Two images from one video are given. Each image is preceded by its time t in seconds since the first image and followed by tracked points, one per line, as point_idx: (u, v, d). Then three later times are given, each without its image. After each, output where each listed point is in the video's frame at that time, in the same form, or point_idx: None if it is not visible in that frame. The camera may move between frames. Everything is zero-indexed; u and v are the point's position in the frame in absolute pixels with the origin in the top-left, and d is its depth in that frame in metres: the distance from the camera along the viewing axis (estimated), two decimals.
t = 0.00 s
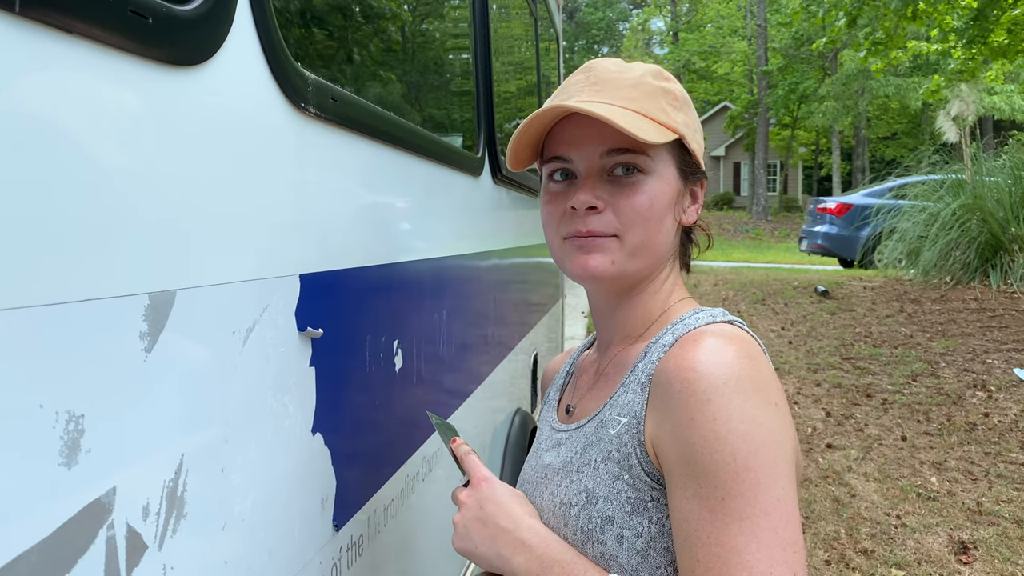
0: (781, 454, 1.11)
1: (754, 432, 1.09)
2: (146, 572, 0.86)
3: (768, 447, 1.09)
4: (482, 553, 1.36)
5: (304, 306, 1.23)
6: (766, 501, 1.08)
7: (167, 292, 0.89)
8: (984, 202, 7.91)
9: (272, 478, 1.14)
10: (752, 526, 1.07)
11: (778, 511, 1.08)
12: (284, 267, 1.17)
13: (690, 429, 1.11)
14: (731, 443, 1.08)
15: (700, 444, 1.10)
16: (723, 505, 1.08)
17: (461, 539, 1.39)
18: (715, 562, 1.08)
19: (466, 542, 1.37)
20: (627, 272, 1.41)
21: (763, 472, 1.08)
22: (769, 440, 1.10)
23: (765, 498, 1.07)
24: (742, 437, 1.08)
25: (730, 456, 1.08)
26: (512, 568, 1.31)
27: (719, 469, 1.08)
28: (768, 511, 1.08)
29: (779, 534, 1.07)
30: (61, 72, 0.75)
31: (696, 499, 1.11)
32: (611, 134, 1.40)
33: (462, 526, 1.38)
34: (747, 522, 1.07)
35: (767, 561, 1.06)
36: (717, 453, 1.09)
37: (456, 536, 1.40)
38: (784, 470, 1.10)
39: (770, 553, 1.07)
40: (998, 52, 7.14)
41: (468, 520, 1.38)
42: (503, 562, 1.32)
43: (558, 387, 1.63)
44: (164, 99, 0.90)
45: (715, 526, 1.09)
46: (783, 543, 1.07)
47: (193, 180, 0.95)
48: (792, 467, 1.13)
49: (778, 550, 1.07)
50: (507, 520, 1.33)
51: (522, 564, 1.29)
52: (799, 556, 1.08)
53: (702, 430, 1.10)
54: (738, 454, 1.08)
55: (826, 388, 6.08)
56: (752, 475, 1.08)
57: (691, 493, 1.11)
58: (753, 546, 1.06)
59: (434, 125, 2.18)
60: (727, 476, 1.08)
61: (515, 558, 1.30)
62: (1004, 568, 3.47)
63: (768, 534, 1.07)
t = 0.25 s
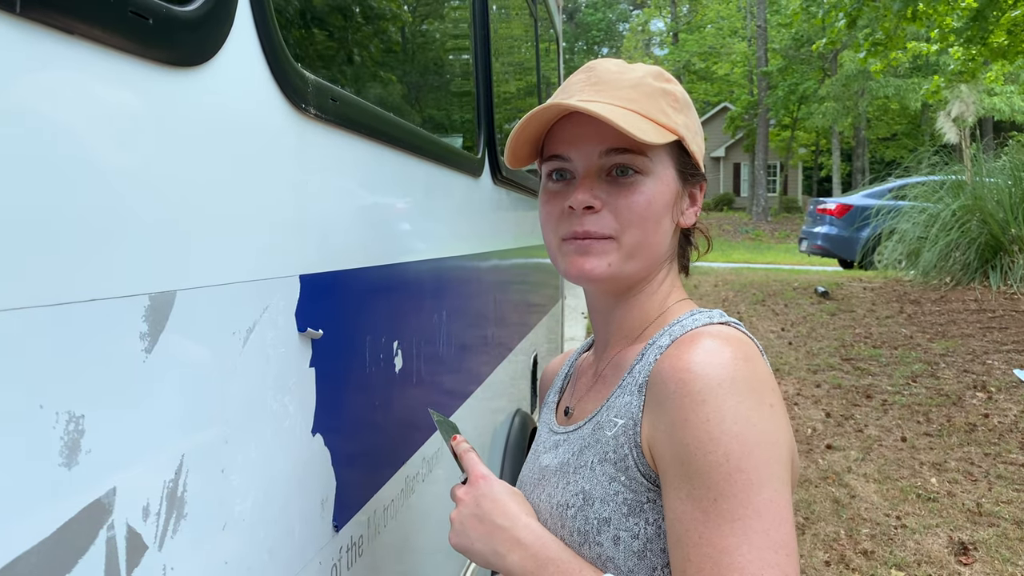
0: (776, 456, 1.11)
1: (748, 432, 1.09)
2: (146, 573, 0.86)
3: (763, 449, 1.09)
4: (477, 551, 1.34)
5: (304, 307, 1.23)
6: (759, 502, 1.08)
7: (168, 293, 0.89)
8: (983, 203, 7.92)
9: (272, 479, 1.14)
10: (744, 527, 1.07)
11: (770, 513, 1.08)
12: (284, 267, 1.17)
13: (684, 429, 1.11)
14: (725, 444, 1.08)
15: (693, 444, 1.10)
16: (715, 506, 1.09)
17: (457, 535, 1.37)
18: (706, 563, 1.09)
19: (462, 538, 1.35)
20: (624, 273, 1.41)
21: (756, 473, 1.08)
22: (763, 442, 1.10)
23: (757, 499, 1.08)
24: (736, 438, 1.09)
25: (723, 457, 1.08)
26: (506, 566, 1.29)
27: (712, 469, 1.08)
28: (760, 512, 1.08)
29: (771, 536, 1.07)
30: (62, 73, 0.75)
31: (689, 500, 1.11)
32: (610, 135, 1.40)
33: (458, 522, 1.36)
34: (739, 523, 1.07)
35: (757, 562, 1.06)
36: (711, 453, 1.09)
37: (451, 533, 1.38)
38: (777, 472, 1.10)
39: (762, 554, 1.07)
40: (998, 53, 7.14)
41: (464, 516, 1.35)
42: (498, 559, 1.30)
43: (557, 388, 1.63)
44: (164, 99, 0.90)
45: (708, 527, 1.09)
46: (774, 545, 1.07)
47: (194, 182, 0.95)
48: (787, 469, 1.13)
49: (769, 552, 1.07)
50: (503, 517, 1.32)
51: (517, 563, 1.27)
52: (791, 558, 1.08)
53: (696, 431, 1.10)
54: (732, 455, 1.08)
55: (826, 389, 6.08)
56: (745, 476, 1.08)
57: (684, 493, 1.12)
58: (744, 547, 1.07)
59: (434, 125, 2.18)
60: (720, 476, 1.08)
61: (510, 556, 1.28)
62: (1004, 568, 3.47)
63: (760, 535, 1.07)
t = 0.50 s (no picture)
0: (773, 455, 1.10)
1: (744, 431, 1.09)
2: (149, 572, 0.86)
3: (759, 448, 1.09)
4: (477, 545, 1.35)
5: (305, 308, 1.23)
6: (754, 500, 1.08)
7: (170, 293, 0.89)
8: (984, 204, 7.93)
9: (274, 478, 1.15)
10: (739, 525, 1.07)
11: (766, 512, 1.08)
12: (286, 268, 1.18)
13: (681, 428, 1.12)
14: (721, 442, 1.09)
15: (690, 443, 1.10)
16: (711, 504, 1.09)
17: (458, 529, 1.39)
18: (700, 561, 1.09)
19: (462, 532, 1.36)
20: (624, 274, 1.42)
21: (751, 472, 1.08)
22: (760, 441, 1.10)
23: (753, 498, 1.08)
24: (733, 436, 1.09)
25: (720, 455, 1.08)
26: (505, 560, 1.29)
27: (708, 468, 1.09)
28: (755, 510, 1.08)
29: (766, 535, 1.07)
30: (66, 75, 0.76)
31: (685, 497, 1.11)
32: (610, 136, 1.40)
33: (459, 517, 1.38)
34: (733, 521, 1.07)
35: (751, 561, 1.06)
36: (707, 451, 1.09)
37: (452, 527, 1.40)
38: (774, 472, 1.10)
39: (755, 554, 1.06)
40: (999, 54, 7.14)
41: (465, 510, 1.38)
42: (496, 553, 1.31)
43: (558, 390, 1.64)
44: (166, 100, 0.90)
45: (702, 525, 1.09)
46: (769, 545, 1.07)
47: (196, 183, 0.95)
48: (784, 469, 1.12)
49: (764, 551, 1.07)
50: (501, 511, 1.33)
51: (515, 558, 1.27)
52: (785, 559, 1.08)
53: (693, 429, 1.10)
54: (728, 453, 1.08)
55: (826, 390, 6.08)
56: (741, 475, 1.08)
57: (680, 491, 1.12)
58: (738, 545, 1.07)
59: (435, 126, 2.19)
60: (716, 475, 1.09)
61: (508, 551, 1.29)
62: (1004, 569, 3.47)
63: (754, 535, 1.07)
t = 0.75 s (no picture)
0: (768, 462, 1.11)
1: (741, 436, 1.09)
2: (150, 573, 0.86)
3: (754, 454, 1.10)
4: (468, 532, 1.36)
5: (306, 310, 1.23)
6: (744, 506, 1.08)
7: (172, 296, 0.89)
8: (986, 205, 7.94)
9: (275, 480, 1.15)
10: (726, 530, 1.08)
11: (755, 519, 1.09)
12: (288, 270, 1.18)
13: (679, 429, 1.12)
14: (717, 446, 1.09)
15: (686, 445, 1.11)
16: (700, 507, 1.10)
17: (451, 516, 1.40)
18: (685, 561, 1.10)
19: (455, 518, 1.38)
20: (626, 276, 1.42)
21: (745, 477, 1.09)
22: (756, 447, 1.10)
23: (742, 504, 1.08)
24: (728, 441, 1.09)
25: (714, 460, 1.09)
26: (494, 549, 1.31)
27: (702, 471, 1.09)
28: (745, 516, 1.08)
29: (752, 543, 1.08)
30: (69, 77, 0.76)
31: (677, 499, 1.12)
32: (614, 138, 1.40)
33: (453, 503, 1.40)
34: (721, 526, 1.08)
35: (734, 567, 1.07)
36: (702, 455, 1.09)
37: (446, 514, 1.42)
38: (768, 478, 1.10)
39: (742, 558, 1.07)
40: (1000, 55, 7.14)
41: (460, 498, 1.40)
42: (486, 541, 1.33)
43: (558, 392, 1.64)
44: (167, 102, 0.90)
45: (690, 527, 1.10)
46: (754, 552, 1.08)
47: (198, 185, 0.95)
48: (779, 476, 1.13)
49: (749, 559, 1.07)
50: (494, 500, 1.35)
51: (504, 546, 1.29)
52: (772, 565, 1.08)
53: (691, 431, 1.11)
54: (723, 458, 1.09)
55: (827, 391, 6.08)
56: (734, 480, 1.09)
57: (673, 492, 1.13)
58: (724, 550, 1.08)
59: (436, 127, 2.19)
60: (709, 478, 1.09)
61: (498, 539, 1.31)
62: (1006, 571, 3.47)
63: (742, 540, 1.08)
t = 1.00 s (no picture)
0: (768, 466, 1.11)
1: (742, 440, 1.10)
2: (151, 573, 0.86)
3: (755, 457, 1.10)
4: (468, 529, 1.37)
5: (307, 311, 1.24)
6: (744, 510, 1.09)
7: (173, 297, 0.89)
8: (987, 206, 7.95)
9: (276, 480, 1.15)
10: (726, 534, 1.08)
11: (755, 523, 1.09)
12: (289, 272, 1.18)
13: (679, 432, 1.12)
14: (717, 449, 1.09)
15: (687, 449, 1.11)
16: (700, 510, 1.10)
17: (452, 513, 1.40)
18: (683, 564, 1.10)
19: (455, 514, 1.38)
20: (627, 278, 1.42)
21: (745, 481, 1.09)
22: (757, 450, 1.10)
23: (742, 508, 1.09)
24: (729, 445, 1.09)
25: (714, 463, 1.09)
26: (493, 547, 1.31)
27: (701, 474, 1.10)
28: (744, 520, 1.09)
29: (751, 546, 1.08)
30: (71, 79, 0.76)
31: (676, 501, 1.12)
32: (614, 139, 1.41)
33: (453, 500, 1.40)
34: (721, 529, 1.09)
35: (733, 571, 1.07)
36: (702, 458, 1.10)
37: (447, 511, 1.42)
38: (768, 482, 1.11)
39: (741, 561, 1.08)
40: (1001, 57, 7.14)
41: (460, 495, 1.40)
42: (485, 540, 1.33)
43: (558, 394, 1.64)
44: (169, 104, 0.90)
45: (690, 530, 1.10)
46: (753, 556, 1.08)
47: (200, 188, 0.96)
48: (779, 479, 1.13)
49: (748, 562, 1.08)
50: (494, 498, 1.35)
51: (503, 545, 1.30)
52: (770, 568, 1.09)
53: (691, 435, 1.11)
54: (723, 461, 1.09)
55: (829, 392, 6.07)
56: (734, 484, 1.09)
57: (673, 495, 1.13)
58: (722, 554, 1.08)
59: (437, 128, 2.19)
60: (709, 482, 1.10)
61: (497, 538, 1.31)
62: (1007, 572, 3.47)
63: (741, 543, 1.08)
